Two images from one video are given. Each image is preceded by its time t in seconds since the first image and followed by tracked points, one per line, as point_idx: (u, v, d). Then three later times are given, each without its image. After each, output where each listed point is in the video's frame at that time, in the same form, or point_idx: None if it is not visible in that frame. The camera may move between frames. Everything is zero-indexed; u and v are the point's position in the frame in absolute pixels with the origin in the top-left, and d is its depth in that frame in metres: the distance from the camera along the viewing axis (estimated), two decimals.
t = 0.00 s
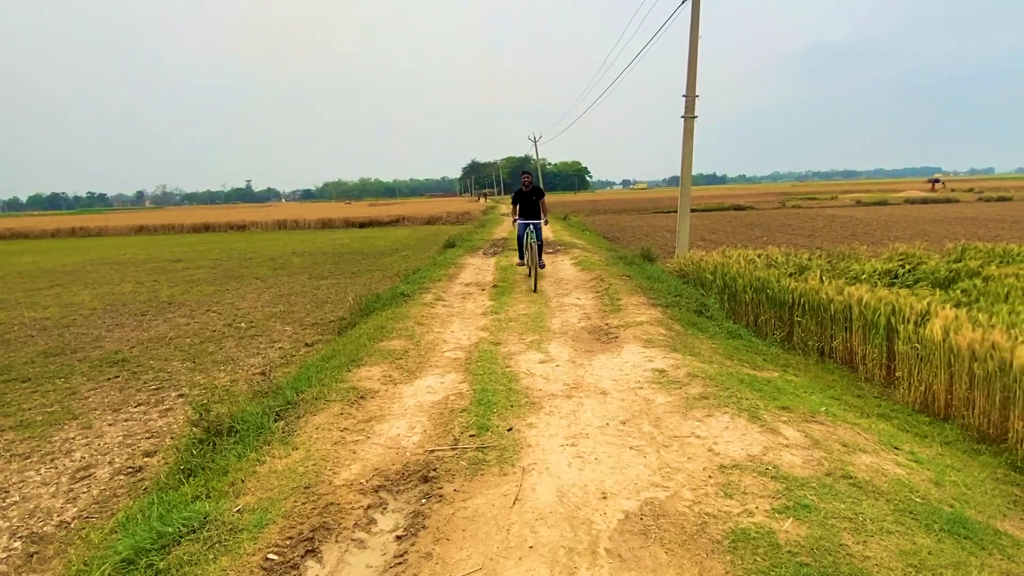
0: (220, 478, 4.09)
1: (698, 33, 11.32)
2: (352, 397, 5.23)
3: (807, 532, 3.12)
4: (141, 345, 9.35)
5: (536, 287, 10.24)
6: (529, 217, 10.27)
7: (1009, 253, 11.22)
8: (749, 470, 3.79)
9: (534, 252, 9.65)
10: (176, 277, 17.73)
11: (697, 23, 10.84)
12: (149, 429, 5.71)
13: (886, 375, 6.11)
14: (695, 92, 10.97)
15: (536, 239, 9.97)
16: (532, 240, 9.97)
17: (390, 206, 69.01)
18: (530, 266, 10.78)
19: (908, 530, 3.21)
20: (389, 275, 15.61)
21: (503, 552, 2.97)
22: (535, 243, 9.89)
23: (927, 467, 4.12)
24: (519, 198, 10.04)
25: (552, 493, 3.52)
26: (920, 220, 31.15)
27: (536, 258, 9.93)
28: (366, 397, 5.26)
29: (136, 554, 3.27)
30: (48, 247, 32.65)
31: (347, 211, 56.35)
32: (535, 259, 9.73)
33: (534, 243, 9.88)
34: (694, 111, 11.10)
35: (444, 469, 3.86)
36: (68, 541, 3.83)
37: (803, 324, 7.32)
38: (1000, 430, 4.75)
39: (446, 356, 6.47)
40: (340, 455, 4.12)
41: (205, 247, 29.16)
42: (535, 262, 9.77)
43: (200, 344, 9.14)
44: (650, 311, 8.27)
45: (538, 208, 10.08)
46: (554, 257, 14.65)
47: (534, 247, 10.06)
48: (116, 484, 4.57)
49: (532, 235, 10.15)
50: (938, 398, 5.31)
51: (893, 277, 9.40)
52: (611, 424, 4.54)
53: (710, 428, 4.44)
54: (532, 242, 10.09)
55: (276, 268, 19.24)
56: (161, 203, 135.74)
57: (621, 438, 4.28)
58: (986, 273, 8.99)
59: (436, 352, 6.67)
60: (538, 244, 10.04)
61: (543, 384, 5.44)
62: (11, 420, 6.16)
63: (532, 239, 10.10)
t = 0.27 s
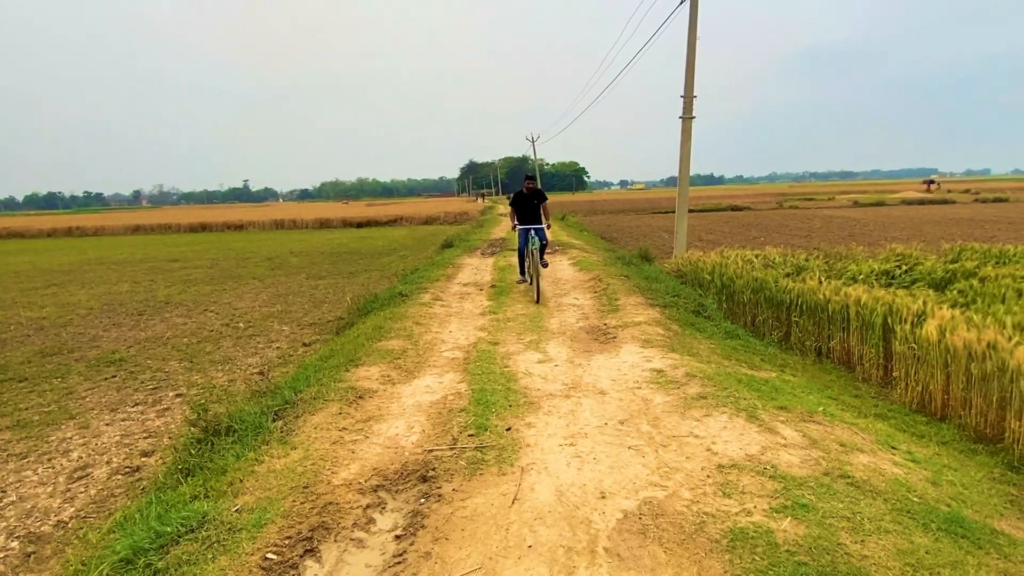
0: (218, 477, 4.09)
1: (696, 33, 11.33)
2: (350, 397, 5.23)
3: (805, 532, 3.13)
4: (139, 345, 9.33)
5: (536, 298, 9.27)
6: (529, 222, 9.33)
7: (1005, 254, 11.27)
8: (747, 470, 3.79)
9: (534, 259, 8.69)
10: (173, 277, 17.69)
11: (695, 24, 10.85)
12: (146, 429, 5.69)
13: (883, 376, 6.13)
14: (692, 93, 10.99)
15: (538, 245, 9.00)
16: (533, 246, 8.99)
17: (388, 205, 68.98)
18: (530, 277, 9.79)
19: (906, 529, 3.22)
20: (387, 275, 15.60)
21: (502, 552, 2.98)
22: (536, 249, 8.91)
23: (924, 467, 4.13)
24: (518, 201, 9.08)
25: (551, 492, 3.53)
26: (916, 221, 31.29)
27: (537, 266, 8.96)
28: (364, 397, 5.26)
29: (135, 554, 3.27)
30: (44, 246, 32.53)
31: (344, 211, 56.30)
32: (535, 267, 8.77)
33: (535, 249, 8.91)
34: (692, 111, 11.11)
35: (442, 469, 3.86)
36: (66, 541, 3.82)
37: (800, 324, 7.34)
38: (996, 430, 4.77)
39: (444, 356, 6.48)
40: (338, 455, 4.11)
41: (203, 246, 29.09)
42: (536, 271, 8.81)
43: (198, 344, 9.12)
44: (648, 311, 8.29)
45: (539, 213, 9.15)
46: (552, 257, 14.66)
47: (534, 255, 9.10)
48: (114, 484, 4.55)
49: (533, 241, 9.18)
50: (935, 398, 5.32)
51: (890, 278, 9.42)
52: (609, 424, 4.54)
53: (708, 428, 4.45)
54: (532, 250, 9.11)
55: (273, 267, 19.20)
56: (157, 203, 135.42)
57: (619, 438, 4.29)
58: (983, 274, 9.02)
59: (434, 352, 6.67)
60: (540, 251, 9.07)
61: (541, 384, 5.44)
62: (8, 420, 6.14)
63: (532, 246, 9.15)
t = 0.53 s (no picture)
0: (217, 477, 4.09)
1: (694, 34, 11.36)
2: (349, 397, 5.23)
3: (803, 531, 3.15)
4: (136, 344, 9.31)
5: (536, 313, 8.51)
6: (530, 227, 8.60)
7: (1001, 254, 11.32)
8: (745, 469, 3.81)
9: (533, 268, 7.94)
10: (170, 276, 17.65)
11: (693, 25, 10.87)
12: (144, 428, 5.68)
13: (880, 375, 6.15)
14: (690, 93, 11.01)
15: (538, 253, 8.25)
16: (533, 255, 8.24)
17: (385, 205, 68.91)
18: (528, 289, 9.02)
19: (902, 528, 3.24)
20: (384, 275, 15.59)
21: (502, 551, 2.98)
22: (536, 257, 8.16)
23: (921, 466, 4.15)
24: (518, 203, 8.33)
25: (550, 492, 3.53)
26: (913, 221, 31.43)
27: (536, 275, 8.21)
28: (363, 396, 5.26)
29: (134, 553, 3.27)
30: (40, 245, 32.41)
31: (342, 210, 56.22)
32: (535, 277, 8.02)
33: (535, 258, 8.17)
34: (690, 112, 11.14)
35: (441, 468, 3.87)
36: (64, 540, 3.82)
37: (798, 324, 7.36)
38: (992, 430, 4.79)
39: (443, 356, 6.48)
40: (337, 454, 4.12)
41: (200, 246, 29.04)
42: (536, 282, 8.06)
43: (195, 343, 9.10)
44: (646, 311, 8.30)
45: (541, 217, 8.42)
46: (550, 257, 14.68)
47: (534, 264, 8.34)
48: (112, 483, 4.55)
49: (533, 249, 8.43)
50: (932, 398, 5.35)
51: (887, 278, 9.45)
52: (608, 424, 4.55)
53: (706, 428, 4.46)
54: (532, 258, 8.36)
55: (271, 267, 19.17)
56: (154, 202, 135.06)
57: (618, 438, 4.30)
58: (979, 274, 9.06)
59: (432, 352, 6.67)
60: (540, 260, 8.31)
61: (540, 384, 5.45)
62: (5, 419, 6.12)
63: (532, 254, 8.42)
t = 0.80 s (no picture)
0: (216, 476, 4.08)
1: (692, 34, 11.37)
2: (348, 396, 5.23)
3: (801, 529, 3.16)
4: (133, 343, 9.28)
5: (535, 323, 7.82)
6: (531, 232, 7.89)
7: (998, 255, 11.37)
8: (743, 468, 3.83)
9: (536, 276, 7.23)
10: (168, 275, 17.62)
11: (691, 25, 10.89)
12: (143, 427, 5.68)
13: (877, 375, 6.17)
14: (688, 94, 11.03)
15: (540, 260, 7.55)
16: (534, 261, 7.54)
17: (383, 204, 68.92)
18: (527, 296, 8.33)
19: (899, 527, 3.25)
20: (382, 274, 15.58)
21: (501, 549, 2.99)
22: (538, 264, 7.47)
23: (918, 466, 4.17)
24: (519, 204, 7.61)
25: (549, 490, 3.54)
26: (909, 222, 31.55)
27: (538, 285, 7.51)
28: (362, 395, 5.27)
29: (133, 551, 3.27)
30: (37, 244, 32.34)
31: (339, 210, 56.24)
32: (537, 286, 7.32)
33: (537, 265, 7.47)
34: (688, 111, 11.16)
35: (441, 467, 3.87)
36: (63, 539, 3.82)
37: (795, 324, 7.38)
38: (989, 430, 4.81)
39: (441, 355, 6.49)
40: (336, 453, 4.12)
41: (197, 245, 28.99)
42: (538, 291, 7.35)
43: (193, 342, 9.09)
44: (644, 311, 8.32)
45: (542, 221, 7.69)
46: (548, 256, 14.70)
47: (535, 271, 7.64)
48: (110, 482, 4.54)
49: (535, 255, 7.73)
50: (928, 398, 5.37)
51: (884, 279, 9.47)
52: (606, 423, 4.57)
53: (704, 427, 4.48)
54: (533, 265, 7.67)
55: (269, 266, 19.15)
56: (151, 201, 134.78)
57: (616, 437, 4.32)
58: (976, 274, 9.10)
59: (431, 351, 6.67)
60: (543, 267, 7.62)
61: (538, 383, 5.46)
62: (3, 418, 6.11)
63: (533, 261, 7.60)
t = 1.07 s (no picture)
0: (215, 474, 4.09)
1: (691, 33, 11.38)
2: (346, 394, 5.23)
3: (799, 528, 3.17)
4: (131, 342, 9.27)
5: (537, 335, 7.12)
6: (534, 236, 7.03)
7: (995, 256, 11.39)
8: (741, 467, 3.83)
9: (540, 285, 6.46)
10: (166, 273, 17.60)
11: (690, 24, 10.89)
12: (141, 425, 5.68)
13: (875, 375, 6.19)
14: (687, 93, 11.04)
15: (544, 265, 6.77)
16: (537, 268, 6.76)
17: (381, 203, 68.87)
18: (530, 302, 7.61)
19: (897, 526, 3.27)
20: (380, 273, 15.58)
21: (500, 547, 3.00)
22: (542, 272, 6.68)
23: (915, 465, 4.18)
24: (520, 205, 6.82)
25: (548, 489, 3.55)
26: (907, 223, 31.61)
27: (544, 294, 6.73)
28: (361, 394, 5.27)
29: (132, 549, 3.26)
30: (35, 242, 32.28)
31: (338, 209, 56.17)
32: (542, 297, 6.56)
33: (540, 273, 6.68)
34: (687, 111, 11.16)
35: (439, 465, 3.88)
36: (61, 537, 3.81)
37: (793, 324, 7.39)
38: (986, 429, 4.83)
39: (440, 354, 6.50)
40: (335, 452, 4.12)
41: (195, 243, 28.97)
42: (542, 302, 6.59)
43: (191, 341, 9.08)
44: (642, 310, 8.33)
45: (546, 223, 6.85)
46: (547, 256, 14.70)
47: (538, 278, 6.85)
48: (108, 480, 4.54)
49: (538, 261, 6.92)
50: (926, 398, 5.39)
51: (882, 279, 9.50)
52: (605, 422, 4.57)
53: (703, 426, 4.48)
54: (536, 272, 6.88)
55: (267, 264, 19.14)
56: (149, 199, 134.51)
57: (614, 436, 4.33)
58: (973, 275, 9.12)
59: (429, 350, 6.67)
60: (547, 273, 6.85)
61: (537, 382, 5.47)
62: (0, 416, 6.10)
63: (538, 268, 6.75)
